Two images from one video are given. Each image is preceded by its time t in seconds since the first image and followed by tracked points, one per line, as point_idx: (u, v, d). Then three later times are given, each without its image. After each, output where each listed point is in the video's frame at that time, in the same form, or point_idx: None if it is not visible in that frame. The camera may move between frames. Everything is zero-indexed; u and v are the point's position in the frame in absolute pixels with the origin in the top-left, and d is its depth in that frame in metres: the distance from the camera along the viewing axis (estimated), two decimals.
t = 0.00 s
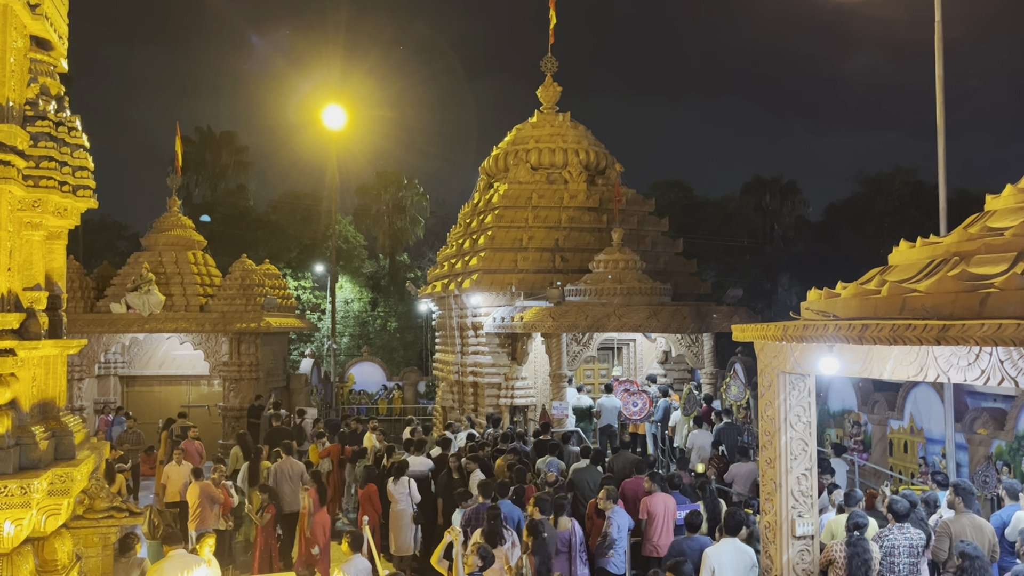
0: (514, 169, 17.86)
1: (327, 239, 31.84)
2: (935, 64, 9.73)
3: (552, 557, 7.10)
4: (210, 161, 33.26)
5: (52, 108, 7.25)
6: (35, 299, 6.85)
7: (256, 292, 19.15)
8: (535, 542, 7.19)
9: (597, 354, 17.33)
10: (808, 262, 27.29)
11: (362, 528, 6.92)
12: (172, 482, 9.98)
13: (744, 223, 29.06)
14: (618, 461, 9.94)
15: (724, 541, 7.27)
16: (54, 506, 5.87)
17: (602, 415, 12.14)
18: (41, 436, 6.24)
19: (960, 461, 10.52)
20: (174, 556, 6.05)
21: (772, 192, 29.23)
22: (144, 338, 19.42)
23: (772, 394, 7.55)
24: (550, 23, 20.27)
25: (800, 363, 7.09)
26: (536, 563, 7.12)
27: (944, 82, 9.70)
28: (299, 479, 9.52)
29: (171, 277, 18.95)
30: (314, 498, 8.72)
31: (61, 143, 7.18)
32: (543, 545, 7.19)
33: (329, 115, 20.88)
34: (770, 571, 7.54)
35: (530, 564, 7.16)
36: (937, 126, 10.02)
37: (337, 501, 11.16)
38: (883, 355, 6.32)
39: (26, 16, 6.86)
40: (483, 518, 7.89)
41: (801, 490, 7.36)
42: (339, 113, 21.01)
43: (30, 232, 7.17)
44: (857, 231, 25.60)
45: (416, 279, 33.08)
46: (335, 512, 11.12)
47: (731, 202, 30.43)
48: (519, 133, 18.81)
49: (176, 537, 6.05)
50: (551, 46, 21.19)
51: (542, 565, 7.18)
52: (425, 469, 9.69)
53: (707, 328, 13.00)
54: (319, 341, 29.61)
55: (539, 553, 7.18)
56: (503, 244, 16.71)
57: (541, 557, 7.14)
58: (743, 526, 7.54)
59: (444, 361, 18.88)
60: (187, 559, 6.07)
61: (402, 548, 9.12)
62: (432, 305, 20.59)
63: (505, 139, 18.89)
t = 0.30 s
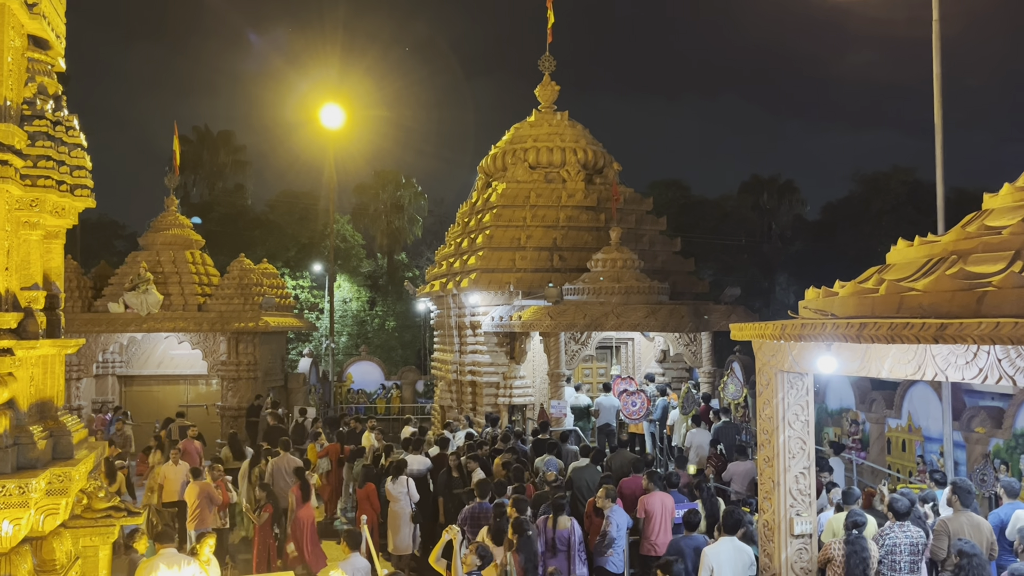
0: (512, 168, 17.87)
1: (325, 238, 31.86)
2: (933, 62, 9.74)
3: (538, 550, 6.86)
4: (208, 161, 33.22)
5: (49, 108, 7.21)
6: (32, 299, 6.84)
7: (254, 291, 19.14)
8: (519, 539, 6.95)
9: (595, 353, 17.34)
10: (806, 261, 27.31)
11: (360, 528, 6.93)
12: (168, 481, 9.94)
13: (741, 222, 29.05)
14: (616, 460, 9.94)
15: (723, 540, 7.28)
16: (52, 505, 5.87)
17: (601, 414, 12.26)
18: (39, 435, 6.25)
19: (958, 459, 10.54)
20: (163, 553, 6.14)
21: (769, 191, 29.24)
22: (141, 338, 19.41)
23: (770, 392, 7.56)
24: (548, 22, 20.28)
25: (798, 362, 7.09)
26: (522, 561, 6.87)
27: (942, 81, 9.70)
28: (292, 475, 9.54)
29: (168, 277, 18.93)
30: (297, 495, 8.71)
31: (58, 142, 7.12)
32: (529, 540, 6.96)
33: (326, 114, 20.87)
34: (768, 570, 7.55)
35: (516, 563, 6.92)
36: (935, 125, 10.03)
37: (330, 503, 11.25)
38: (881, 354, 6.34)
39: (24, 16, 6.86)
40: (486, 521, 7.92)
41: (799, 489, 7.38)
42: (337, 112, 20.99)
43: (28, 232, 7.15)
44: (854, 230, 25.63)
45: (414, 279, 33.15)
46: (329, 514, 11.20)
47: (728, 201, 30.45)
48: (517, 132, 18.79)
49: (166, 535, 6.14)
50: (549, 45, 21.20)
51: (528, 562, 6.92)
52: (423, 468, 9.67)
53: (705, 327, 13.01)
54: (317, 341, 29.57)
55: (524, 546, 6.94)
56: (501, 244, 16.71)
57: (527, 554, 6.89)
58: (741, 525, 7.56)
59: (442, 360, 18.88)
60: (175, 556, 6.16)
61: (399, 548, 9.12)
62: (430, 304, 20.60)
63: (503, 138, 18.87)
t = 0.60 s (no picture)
0: (510, 167, 17.85)
1: (322, 237, 32.03)
2: (930, 61, 9.74)
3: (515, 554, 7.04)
4: (205, 160, 33.17)
5: (46, 107, 7.20)
6: (29, 298, 6.84)
7: (251, 290, 19.07)
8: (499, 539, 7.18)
9: (593, 352, 17.34)
10: (803, 259, 27.31)
11: (359, 526, 6.90)
12: (165, 481, 9.96)
13: (739, 220, 29.06)
14: (613, 459, 9.91)
15: (721, 538, 7.29)
16: (49, 504, 5.87)
17: (598, 413, 12.33)
18: (36, 435, 6.24)
19: (954, 458, 10.55)
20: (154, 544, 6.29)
21: (767, 190, 29.25)
22: (139, 337, 19.42)
23: (768, 390, 7.57)
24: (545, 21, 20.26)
25: (796, 360, 7.11)
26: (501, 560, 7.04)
27: (938, 79, 9.71)
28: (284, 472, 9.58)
29: (166, 276, 18.91)
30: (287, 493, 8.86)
31: (54, 141, 7.12)
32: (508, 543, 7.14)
33: (324, 113, 20.83)
34: (765, 568, 7.56)
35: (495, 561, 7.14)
36: (932, 123, 10.02)
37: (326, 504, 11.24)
38: (878, 352, 6.35)
39: (20, 14, 6.84)
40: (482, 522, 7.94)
41: (796, 487, 7.39)
42: (334, 111, 20.95)
43: (24, 231, 7.13)
44: (851, 228, 25.66)
45: (411, 277, 33.13)
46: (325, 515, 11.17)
47: (726, 199, 30.44)
48: (514, 131, 18.79)
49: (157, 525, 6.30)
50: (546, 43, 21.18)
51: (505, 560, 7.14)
52: (421, 467, 9.67)
53: (703, 325, 13.02)
54: (314, 340, 29.58)
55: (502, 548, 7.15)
56: (498, 242, 16.72)
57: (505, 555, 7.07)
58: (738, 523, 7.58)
59: (439, 358, 18.89)
60: (164, 547, 6.25)
61: (397, 546, 9.11)
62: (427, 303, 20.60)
63: (500, 137, 18.87)
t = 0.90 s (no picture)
0: (505, 165, 17.84)
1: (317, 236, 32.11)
2: (925, 59, 9.74)
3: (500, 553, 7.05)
4: (200, 158, 33.04)
5: (40, 105, 7.19)
6: (24, 297, 6.82)
7: (247, 288, 19.00)
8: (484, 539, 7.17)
9: (589, 350, 17.34)
10: (799, 257, 27.32)
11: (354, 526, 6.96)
12: (160, 481, 9.93)
13: (735, 218, 29.06)
14: (609, 457, 9.90)
15: (717, 536, 7.31)
16: (44, 504, 5.88)
17: (593, 411, 12.40)
18: (31, 434, 6.22)
19: (949, 455, 10.55)
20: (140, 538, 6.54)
21: (762, 188, 29.25)
22: (134, 336, 19.22)
23: (763, 388, 7.60)
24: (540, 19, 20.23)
25: (792, 358, 7.12)
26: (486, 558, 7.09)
27: (933, 77, 9.72)
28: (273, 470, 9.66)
29: (161, 275, 18.86)
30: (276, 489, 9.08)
31: (49, 140, 7.10)
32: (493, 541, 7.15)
33: (319, 112, 20.77)
34: (761, 565, 7.59)
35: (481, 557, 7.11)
36: (927, 121, 10.02)
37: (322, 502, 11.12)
38: (873, 350, 6.36)
39: (14, 13, 6.80)
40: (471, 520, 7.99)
41: (792, 485, 7.40)
42: (329, 109, 20.89)
43: (19, 230, 7.08)
44: (847, 226, 25.68)
45: (407, 276, 33.10)
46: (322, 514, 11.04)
47: (721, 197, 30.45)
48: (510, 129, 18.77)
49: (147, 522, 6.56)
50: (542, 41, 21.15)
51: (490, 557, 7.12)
52: (416, 466, 9.66)
53: (698, 323, 13.03)
54: (310, 338, 29.56)
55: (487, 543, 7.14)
56: (494, 241, 16.71)
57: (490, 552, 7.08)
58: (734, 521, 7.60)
59: (435, 357, 18.87)
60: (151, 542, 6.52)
61: (393, 545, 9.11)
62: (423, 302, 20.57)
63: (496, 135, 18.84)
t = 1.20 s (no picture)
0: (500, 163, 17.84)
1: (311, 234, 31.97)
2: (918, 57, 9.78)
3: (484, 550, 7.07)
4: (194, 155, 32.89)
5: (32, 102, 7.15)
6: (17, 296, 6.65)
7: (241, 286, 18.96)
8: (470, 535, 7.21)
9: (583, 347, 17.31)
10: (793, 254, 27.40)
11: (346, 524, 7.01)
12: (154, 479, 9.89)
13: (729, 216, 29.12)
14: (604, 454, 9.91)
15: (711, 533, 7.34)
16: (38, 502, 5.85)
17: (588, 408, 12.30)
18: (24, 432, 6.22)
19: (942, 451, 10.57)
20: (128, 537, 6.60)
21: (757, 185, 29.29)
22: (128, 334, 19.10)
23: (757, 385, 7.64)
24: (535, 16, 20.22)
25: (786, 355, 7.14)
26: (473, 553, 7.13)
27: (927, 75, 9.75)
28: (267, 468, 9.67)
29: (154, 272, 18.79)
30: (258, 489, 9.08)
31: (41, 137, 7.02)
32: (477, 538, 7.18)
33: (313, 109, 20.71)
34: (755, 562, 7.62)
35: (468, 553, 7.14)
36: (921, 118, 10.04)
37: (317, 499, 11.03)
38: (866, 347, 6.39)
39: (6, 9, 6.75)
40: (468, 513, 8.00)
41: (786, 481, 7.44)
42: (324, 107, 20.84)
43: (11, 227, 7.02)
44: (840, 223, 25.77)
45: (401, 274, 33.09)
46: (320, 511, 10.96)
47: (716, 194, 30.48)
48: (504, 127, 18.76)
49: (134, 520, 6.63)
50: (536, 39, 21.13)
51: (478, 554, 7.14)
52: (412, 463, 9.67)
53: (693, 320, 13.09)
54: (304, 337, 29.54)
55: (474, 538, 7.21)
56: (489, 238, 16.71)
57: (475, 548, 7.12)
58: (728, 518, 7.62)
59: (430, 355, 18.87)
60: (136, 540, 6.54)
61: (389, 543, 9.12)
62: (417, 300, 20.54)
63: (490, 133, 18.83)
